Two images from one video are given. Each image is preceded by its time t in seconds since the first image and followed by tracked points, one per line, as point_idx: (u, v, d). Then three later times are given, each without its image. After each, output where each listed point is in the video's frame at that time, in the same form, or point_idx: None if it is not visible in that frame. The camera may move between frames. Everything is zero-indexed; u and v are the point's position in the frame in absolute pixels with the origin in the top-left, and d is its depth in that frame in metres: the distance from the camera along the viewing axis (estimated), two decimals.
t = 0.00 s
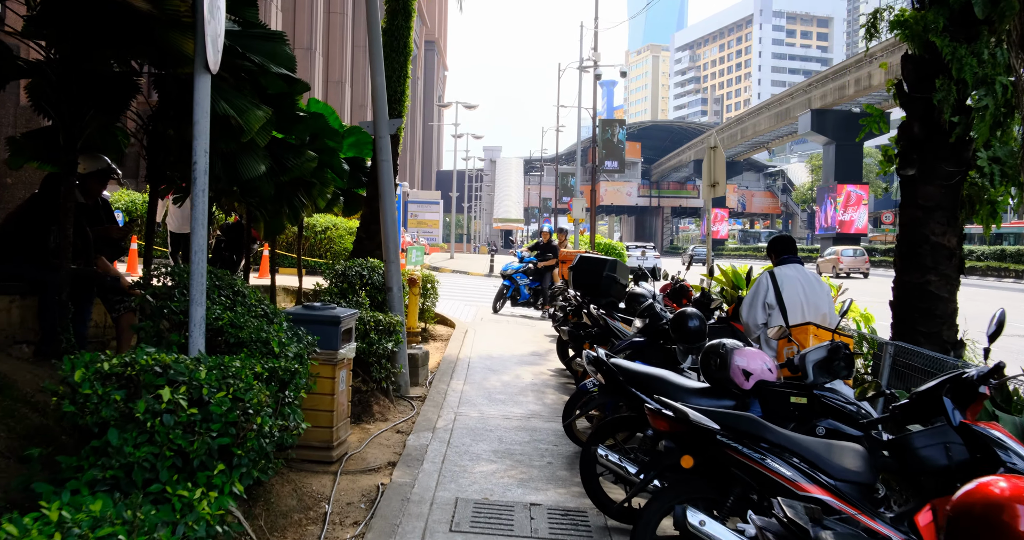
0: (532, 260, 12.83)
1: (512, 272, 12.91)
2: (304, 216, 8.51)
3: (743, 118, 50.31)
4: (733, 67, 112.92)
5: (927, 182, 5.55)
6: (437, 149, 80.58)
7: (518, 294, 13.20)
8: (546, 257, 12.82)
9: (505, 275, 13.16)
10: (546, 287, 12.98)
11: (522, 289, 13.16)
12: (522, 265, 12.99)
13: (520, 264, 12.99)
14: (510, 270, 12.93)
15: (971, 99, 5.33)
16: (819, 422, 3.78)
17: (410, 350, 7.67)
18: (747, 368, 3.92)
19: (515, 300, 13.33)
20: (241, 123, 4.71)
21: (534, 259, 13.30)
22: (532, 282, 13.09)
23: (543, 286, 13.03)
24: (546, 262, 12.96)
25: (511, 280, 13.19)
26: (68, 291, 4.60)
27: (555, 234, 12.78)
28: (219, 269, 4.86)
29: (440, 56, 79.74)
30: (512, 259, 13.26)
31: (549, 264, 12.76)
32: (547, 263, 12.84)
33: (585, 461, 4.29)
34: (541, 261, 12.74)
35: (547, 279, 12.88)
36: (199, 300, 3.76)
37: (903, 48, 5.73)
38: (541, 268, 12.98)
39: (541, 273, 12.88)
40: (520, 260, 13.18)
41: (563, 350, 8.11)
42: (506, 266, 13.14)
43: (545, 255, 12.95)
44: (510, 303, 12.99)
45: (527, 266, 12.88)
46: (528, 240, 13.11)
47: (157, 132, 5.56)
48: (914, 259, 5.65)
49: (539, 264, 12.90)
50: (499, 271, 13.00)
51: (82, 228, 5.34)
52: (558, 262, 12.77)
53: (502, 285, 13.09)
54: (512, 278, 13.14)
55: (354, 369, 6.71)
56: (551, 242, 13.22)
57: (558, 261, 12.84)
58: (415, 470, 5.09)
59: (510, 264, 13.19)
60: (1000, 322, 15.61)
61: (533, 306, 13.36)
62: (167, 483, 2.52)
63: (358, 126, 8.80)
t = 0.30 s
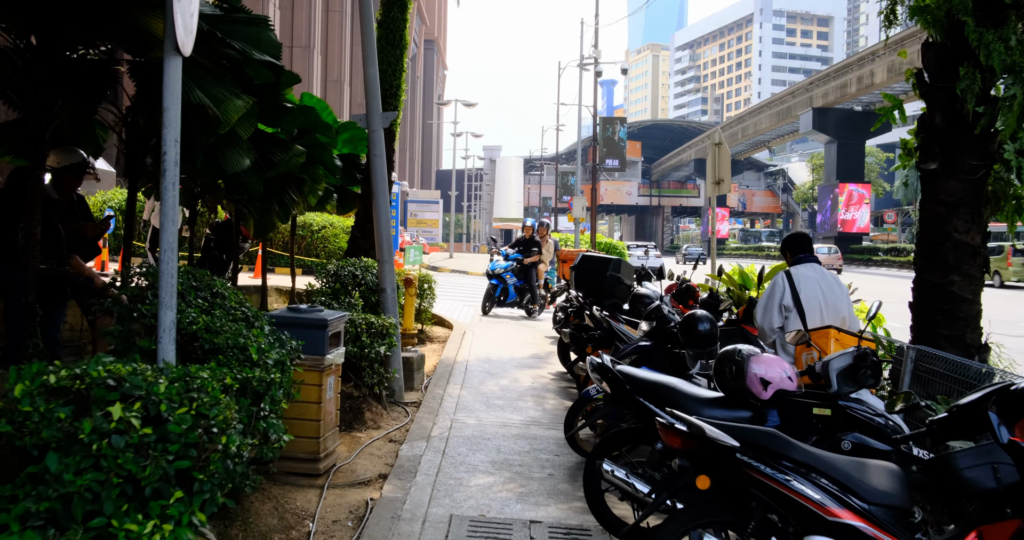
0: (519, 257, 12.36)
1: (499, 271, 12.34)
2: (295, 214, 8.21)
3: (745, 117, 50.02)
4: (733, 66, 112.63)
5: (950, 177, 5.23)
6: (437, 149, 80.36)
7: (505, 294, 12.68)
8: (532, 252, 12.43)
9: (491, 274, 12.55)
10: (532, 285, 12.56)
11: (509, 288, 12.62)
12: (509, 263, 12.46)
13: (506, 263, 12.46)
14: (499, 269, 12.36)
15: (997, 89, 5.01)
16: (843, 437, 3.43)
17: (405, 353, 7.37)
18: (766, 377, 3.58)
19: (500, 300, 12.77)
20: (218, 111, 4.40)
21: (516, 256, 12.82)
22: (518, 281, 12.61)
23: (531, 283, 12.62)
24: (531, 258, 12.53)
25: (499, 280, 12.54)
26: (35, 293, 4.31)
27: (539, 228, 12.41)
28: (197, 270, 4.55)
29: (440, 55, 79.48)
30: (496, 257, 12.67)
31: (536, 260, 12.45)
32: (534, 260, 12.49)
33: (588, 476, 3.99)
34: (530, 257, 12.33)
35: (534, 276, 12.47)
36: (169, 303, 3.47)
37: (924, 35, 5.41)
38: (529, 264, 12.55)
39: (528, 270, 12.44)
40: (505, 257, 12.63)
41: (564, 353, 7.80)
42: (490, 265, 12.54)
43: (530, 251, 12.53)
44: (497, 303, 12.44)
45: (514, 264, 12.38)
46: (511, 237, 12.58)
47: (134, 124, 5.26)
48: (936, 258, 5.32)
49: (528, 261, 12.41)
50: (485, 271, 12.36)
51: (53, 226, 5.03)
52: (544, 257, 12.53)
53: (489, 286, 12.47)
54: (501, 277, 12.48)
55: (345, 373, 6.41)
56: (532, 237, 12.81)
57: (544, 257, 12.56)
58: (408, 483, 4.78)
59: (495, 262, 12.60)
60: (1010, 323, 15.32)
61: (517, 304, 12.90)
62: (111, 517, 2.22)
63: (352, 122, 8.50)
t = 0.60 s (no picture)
0: (509, 258, 11.81)
1: (490, 273, 11.68)
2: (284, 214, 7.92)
3: (745, 118, 49.80)
4: (732, 67, 112.43)
5: (973, 174, 4.92)
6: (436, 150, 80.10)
7: (493, 297, 12.06)
8: (520, 252, 11.93)
9: (479, 277, 11.84)
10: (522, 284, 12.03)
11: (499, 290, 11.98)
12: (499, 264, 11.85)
13: (495, 264, 11.84)
14: (489, 271, 11.71)
15: None
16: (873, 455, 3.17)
17: (398, 359, 7.06)
18: (784, 389, 3.26)
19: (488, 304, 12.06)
20: (189, 102, 4.26)
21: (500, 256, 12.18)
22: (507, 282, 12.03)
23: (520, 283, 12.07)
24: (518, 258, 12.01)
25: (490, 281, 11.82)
26: None
27: (523, 224, 11.97)
28: (171, 273, 4.26)
29: (439, 56, 79.22)
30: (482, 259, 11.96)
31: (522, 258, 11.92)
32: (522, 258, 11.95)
33: (591, 496, 3.71)
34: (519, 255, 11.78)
35: (523, 277, 11.99)
36: (132, 310, 3.18)
37: (945, 24, 5.11)
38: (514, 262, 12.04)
39: (517, 270, 11.91)
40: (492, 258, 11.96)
41: (563, 359, 7.49)
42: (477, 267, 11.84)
43: (518, 251, 12.03)
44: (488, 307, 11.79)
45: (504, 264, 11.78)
46: (496, 236, 11.98)
47: (108, 117, 4.97)
48: (957, 260, 4.99)
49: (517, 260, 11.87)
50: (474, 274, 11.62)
51: (19, 226, 4.73)
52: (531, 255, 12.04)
53: (480, 289, 11.78)
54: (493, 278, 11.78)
55: (334, 381, 6.11)
56: (515, 235, 12.30)
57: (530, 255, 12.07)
58: (396, 501, 4.47)
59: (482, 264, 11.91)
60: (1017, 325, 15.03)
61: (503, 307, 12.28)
62: None
63: (345, 119, 8.20)
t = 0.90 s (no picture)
0: (499, 255, 11.24)
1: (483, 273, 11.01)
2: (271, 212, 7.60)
3: (742, 116, 49.55)
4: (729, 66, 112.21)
5: (999, 168, 4.61)
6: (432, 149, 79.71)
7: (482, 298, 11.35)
8: (508, 249, 11.42)
9: (470, 279, 11.12)
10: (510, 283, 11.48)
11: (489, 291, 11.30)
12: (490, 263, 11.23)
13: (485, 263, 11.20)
14: (482, 272, 11.05)
15: None
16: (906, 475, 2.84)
17: (387, 363, 6.73)
18: (810, 403, 3.01)
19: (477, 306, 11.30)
20: (157, 86, 3.98)
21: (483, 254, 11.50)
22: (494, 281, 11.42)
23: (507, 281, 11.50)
24: (504, 255, 11.47)
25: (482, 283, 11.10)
26: None
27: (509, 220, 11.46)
28: (140, 274, 3.95)
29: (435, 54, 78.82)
30: (469, 259, 11.20)
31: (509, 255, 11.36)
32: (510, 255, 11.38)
33: (594, 517, 3.50)
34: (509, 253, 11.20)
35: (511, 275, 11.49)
36: (87, 313, 2.86)
37: (968, 9, 4.81)
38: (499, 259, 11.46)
39: (505, 268, 11.39)
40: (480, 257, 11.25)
41: (561, 363, 7.18)
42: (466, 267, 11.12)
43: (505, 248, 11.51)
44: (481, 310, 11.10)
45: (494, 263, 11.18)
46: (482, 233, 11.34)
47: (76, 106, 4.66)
48: (982, 260, 4.68)
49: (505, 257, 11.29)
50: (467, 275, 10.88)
51: None
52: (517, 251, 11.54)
53: (473, 292, 11.05)
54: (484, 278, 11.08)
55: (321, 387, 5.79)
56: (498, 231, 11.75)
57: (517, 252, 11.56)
58: (383, 519, 4.15)
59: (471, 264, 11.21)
60: None
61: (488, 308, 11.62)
62: None
63: (335, 113, 7.89)
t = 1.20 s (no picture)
0: (482, 258, 10.78)
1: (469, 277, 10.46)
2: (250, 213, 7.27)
3: (733, 118, 49.42)
4: (719, 68, 112.34)
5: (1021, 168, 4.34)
6: (422, 151, 79.29)
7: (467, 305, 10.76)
8: (490, 251, 10.97)
9: (455, 284, 10.51)
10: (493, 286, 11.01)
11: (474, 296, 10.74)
12: (474, 267, 10.72)
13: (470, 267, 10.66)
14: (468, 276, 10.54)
15: None
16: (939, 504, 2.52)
17: (370, 372, 6.39)
18: (830, 425, 2.70)
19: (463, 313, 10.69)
20: (113, 80, 3.65)
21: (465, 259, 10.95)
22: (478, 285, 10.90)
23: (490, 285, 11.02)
24: (486, 257, 11.01)
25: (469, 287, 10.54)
26: None
27: (487, 221, 11.04)
28: (95, 282, 3.60)
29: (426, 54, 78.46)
30: (454, 264, 10.61)
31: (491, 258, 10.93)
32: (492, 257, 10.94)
33: None
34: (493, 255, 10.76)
35: (494, 278, 11.05)
36: (24, 328, 2.52)
37: None
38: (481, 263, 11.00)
39: (488, 271, 10.94)
40: (465, 262, 10.70)
41: (554, 371, 6.88)
42: (451, 272, 10.51)
43: (488, 250, 11.07)
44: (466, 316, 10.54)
45: (479, 267, 10.68)
46: (462, 236, 10.82)
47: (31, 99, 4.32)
48: (1002, 266, 4.40)
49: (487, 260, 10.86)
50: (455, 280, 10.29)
51: None
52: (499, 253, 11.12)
53: (459, 297, 10.44)
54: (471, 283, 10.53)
55: (300, 399, 5.47)
56: (478, 233, 11.28)
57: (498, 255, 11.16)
58: None
59: (455, 269, 10.61)
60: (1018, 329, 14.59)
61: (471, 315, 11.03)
62: None
63: (320, 112, 7.69)
